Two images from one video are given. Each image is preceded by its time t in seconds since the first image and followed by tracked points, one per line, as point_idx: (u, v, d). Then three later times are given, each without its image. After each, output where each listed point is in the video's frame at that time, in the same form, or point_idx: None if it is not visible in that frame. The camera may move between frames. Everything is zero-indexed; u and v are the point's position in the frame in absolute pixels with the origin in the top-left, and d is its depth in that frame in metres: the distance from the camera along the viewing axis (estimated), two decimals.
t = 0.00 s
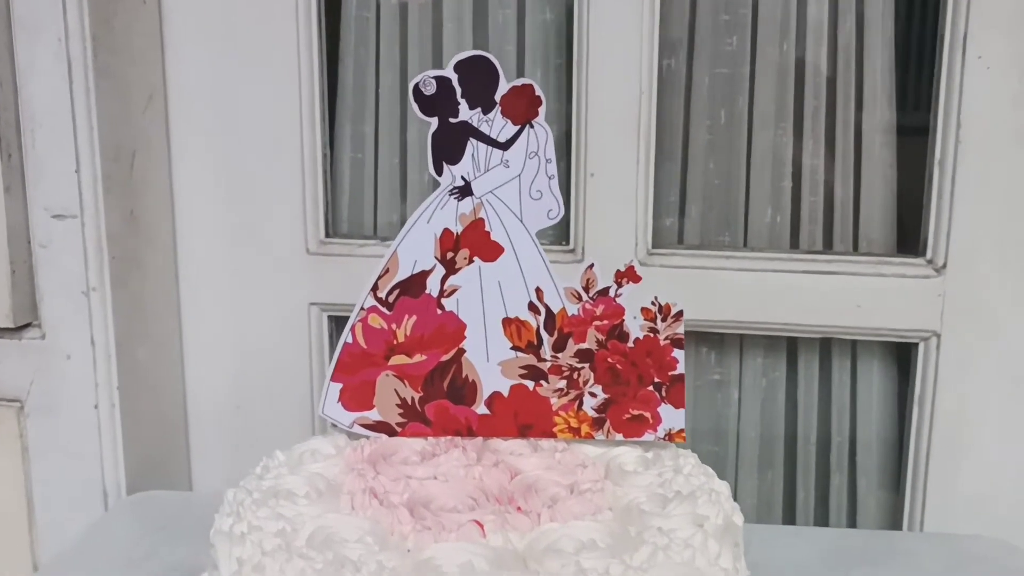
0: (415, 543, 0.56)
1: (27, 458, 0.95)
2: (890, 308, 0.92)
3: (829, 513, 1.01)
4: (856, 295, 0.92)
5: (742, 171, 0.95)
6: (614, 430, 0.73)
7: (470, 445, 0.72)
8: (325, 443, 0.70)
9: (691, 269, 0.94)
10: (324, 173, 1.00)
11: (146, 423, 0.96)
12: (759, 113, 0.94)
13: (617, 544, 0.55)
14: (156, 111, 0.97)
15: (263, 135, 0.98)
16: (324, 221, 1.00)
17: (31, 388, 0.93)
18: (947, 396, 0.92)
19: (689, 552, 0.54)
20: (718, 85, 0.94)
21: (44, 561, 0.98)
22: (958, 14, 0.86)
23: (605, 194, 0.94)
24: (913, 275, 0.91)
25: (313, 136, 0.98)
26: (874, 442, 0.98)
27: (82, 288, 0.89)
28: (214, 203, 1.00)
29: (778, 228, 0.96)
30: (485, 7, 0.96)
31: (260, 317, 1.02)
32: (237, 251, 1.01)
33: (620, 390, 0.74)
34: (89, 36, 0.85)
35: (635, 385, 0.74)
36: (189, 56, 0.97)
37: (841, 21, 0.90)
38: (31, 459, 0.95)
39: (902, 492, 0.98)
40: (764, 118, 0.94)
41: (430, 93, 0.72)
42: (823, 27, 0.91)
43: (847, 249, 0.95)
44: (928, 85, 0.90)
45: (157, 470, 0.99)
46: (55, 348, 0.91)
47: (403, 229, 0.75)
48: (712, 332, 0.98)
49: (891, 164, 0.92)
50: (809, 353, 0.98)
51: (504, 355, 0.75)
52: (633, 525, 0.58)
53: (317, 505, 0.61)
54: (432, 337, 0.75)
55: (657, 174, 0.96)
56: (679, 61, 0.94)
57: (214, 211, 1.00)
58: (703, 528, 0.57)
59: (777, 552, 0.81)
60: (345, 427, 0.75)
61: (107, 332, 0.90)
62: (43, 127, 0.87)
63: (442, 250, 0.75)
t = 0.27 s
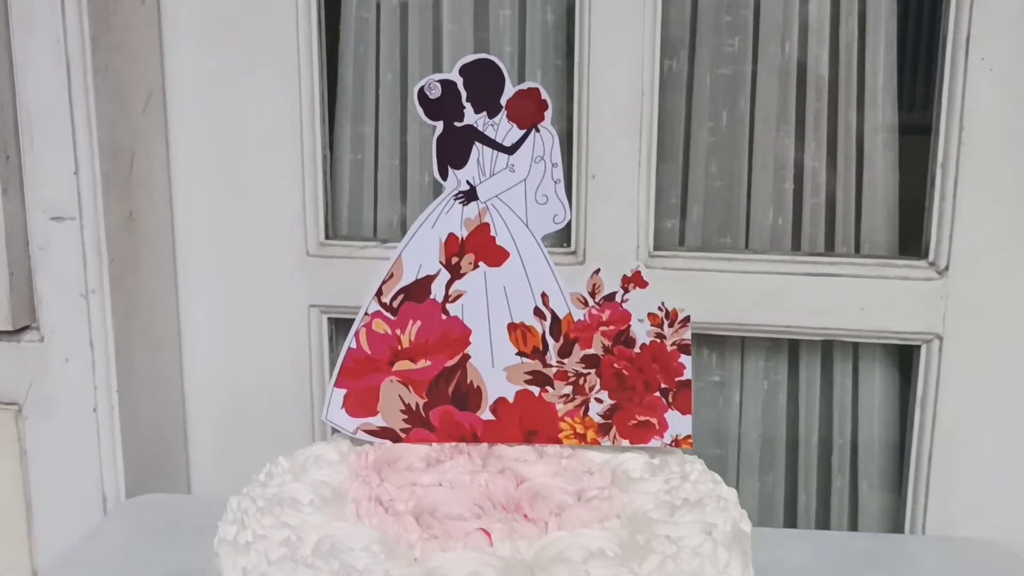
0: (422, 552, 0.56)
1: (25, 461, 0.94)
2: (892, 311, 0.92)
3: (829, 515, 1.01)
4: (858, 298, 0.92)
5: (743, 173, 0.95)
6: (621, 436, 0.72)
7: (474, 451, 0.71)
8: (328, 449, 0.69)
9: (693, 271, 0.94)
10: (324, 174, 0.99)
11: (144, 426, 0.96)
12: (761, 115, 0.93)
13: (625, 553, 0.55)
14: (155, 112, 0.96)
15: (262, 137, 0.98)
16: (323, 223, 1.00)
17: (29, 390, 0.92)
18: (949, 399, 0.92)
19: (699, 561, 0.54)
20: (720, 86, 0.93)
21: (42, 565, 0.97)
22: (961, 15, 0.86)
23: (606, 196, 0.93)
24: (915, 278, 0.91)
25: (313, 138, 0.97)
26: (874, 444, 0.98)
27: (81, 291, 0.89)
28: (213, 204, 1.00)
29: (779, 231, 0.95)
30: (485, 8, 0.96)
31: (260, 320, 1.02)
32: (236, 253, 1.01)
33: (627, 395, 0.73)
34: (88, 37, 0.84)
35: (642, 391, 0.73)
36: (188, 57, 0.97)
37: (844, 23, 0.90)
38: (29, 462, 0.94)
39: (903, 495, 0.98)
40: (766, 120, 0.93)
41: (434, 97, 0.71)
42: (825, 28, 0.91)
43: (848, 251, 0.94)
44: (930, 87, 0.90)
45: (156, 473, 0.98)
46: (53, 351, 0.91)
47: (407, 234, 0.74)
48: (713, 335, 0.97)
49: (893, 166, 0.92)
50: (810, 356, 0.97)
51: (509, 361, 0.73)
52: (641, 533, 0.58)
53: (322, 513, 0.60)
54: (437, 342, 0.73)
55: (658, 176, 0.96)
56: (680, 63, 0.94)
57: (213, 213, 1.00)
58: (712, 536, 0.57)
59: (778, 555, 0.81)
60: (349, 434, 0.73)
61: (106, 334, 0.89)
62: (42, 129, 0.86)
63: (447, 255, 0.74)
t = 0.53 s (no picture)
0: (429, 559, 0.56)
1: (24, 464, 0.94)
2: (893, 313, 0.92)
3: (830, 517, 1.01)
4: (860, 300, 0.92)
5: (745, 175, 0.95)
6: (627, 442, 0.71)
7: (480, 457, 0.71)
8: (333, 454, 0.69)
9: (695, 273, 0.94)
10: (324, 176, 0.99)
11: (144, 429, 0.96)
12: (762, 116, 0.93)
13: (633, 560, 0.55)
14: (154, 113, 0.95)
15: (262, 138, 0.97)
16: (323, 225, 0.99)
17: (28, 393, 0.92)
18: (951, 401, 0.92)
19: (707, 567, 0.54)
20: (721, 88, 0.93)
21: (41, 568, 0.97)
22: (963, 17, 0.86)
23: (607, 197, 0.93)
24: (916, 280, 0.91)
25: (313, 139, 0.97)
26: (875, 446, 0.98)
27: (80, 293, 0.88)
28: (213, 206, 0.99)
29: (780, 233, 0.95)
30: (486, 9, 0.95)
31: (260, 322, 1.01)
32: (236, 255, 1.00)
33: (633, 401, 0.73)
34: (87, 38, 0.84)
35: (648, 397, 0.72)
36: (187, 58, 0.96)
37: (845, 25, 0.90)
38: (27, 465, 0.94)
39: (904, 497, 0.98)
40: (767, 122, 0.93)
41: (439, 101, 0.71)
42: (826, 30, 0.90)
43: (850, 253, 0.94)
44: (932, 89, 0.90)
45: (155, 476, 0.98)
46: (52, 354, 0.90)
47: (413, 239, 0.74)
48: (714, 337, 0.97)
49: (895, 168, 0.92)
50: (811, 358, 0.97)
51: (514, 366, 0.73)
52: (649, 540, 0.57)
53: (327, 520, 0.60)
54: (442, 347, 0.73)
55: (659, 177, 0.96)
56: (681, 65, 0.94)
57: (213, 215, 0.99)
58: (720, 542, 0.56)
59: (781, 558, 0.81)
60: (353, 439, 0.73)
61: (105, 337, 0.89)
62: (41, 131, 0.86)
63: (452, 260, 0.73)
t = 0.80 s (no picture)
0: (435, 569, 0.55)
1: (16, 469, 0.93)
2: (893, 315, 0.91)
3: (828, 520, 1.01)
4: (859, 303, 0.92)
5: (744, 176, 0.94)
6: (632, 448, 0.71)
7: (483, 464, 0.70)
8: (333, 461, 0.68)
9: (694, 275, 0.93)
10: (319, 177, 0.98)
11: (138, 433, 0.94)
12: (761, 117, 0.93)
13: (642, 569, 0.55)
14: (147, 113, 0.94)
15: (257, 138, 0.97)
16: (319, 226, 0.98)
17: (20, 397, 0.91)
18: (950, 403, 0.92)
19: None
20: (720, 89, 0.93)
21: (34, 574, 0.96)
22: (964, 18, 0.86)
23: (606, 199, 0.93)
24: (915, 282, 0.91)
25: (309, 139, 0.96)
26: (874, 449, 0.98)
27: (73, 295, 0.87)
28: (207, 207, 0.98)
29: (779, 234, 0.95)
30: (483, 9, 0.95)
31: (254, 324, 1.00)
32: (231, 256, 0.99)
33: (638, 407, 0.72)
34: (80, 38, 0.82)
35: (654, 403, 0.72)
36: (181, 57, 0.95)
37: (845, 25, 0.89)
38: (19, 469, 0.92)
39: (902, 500, 0.97)
40: (767, 124, 0.93)
41: (443, 102, 0.70)
42: (826, 30, 0.90)
43: (849, 255, 0.94)
44: (931, 91, 0.90)
45: (149, 480, 0.97)
46: (45, 357, 0.89)
47: (415, 242, 0.72)
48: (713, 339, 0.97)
49: (894, 170, 0.91)
50: (809, 360, 0.97)
51: (518, 372, 0.72)
52: (657, 549, 0.57)
53: (330, 529, 0.59)
54: (444, 353, 0.72)
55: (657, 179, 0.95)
56: (680, 65, 0.93)
57: (206, 216, 0.98)
58: (729, 552, 0.56)
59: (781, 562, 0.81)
60: (354, 445, 0.72)
61: (99, 340, 0.87)
62: (33, 132, 0.85)
63: (455, 264, 0.72)
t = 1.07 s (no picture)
0: None
1: (4, 473, 0.92)
2: (889, 317, 0.91)
3: (823, 522, 1.00)
4: (855, 304, 0.91)
5: (738, 177, 0.94)
6: (632, 454, 0.70)
7: (481, 470, 0.70)
8: (328, 467, 0.67)
9: (688, 276, 0.93)
10: (311, 177, 0.97)
11: (128, 436, 0.93)
12: (756, 118, 0.92)
13: None
14: (137, 113, 0.93)
15: (248, 138, 0.96)
16: (310, 227, 0.97)
17: (7, 400, 0.90)
18: (946, 405, 0.92)
19: None
20: (714, 89, 0.92)
21: None
22: (959, 19, 0.85)
23: (600, 200, 0.92)
24: (911, 284, 0.90)
25: (300, 140, 0.95)
26: (869, 450, 0.98)
27: (62, 297, 0.86)
28: (197, 208, 0.97)
29: (774, 235, 0.94)
30: (476, 8, 0.94)
31: (246, 326, 0.99)
32: (222, 257, 0.98)
33: (638, 411, 0.71)
34: (69, 37, 0.82)
35: (654, 407, 0.71)
36: (171, 56, 0.94)
37: (840, 26, 0.89)
38: (7, 473, 0.91)
39: (897, 501, 0.97)
40: (762, 125, 0.92)
41: (440, 103, 0.69)
42: (821, 31, 0.90)
43: (844, 256, 0.93)
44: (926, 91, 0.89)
45: (138, 484, 0.96)
46: (33, 360, 0.88)
47: (411, 245, 0.71)
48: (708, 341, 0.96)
49: (889, 171, 0.91)
50: (804, 362, 0.96)
51: (516, 376, 0.72)
52: (659, 556, 0.57)
53: (326, 537, 0.59)
54: (441, 357, 0.71)
55: (652, 179, 0.95)
56: (674, 65, 0.92)
57: (196, 217, 0.97)
58: (731, 559, 0.56)
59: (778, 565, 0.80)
60: (350, 450, 0.71)
61: (88, 343, 0.86)
62: (22, 132, 0.84)
63: (453, 267, 0.71)
